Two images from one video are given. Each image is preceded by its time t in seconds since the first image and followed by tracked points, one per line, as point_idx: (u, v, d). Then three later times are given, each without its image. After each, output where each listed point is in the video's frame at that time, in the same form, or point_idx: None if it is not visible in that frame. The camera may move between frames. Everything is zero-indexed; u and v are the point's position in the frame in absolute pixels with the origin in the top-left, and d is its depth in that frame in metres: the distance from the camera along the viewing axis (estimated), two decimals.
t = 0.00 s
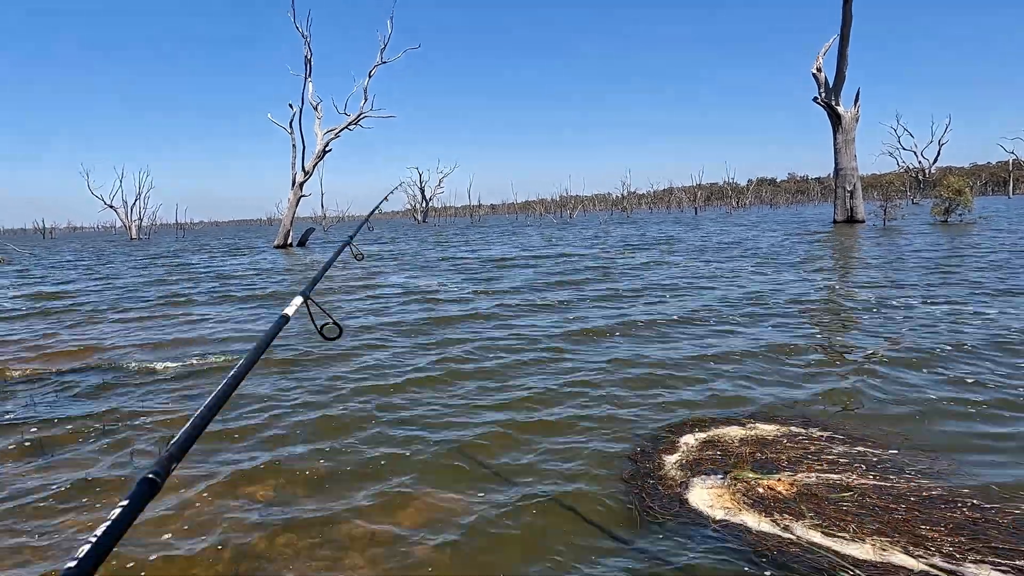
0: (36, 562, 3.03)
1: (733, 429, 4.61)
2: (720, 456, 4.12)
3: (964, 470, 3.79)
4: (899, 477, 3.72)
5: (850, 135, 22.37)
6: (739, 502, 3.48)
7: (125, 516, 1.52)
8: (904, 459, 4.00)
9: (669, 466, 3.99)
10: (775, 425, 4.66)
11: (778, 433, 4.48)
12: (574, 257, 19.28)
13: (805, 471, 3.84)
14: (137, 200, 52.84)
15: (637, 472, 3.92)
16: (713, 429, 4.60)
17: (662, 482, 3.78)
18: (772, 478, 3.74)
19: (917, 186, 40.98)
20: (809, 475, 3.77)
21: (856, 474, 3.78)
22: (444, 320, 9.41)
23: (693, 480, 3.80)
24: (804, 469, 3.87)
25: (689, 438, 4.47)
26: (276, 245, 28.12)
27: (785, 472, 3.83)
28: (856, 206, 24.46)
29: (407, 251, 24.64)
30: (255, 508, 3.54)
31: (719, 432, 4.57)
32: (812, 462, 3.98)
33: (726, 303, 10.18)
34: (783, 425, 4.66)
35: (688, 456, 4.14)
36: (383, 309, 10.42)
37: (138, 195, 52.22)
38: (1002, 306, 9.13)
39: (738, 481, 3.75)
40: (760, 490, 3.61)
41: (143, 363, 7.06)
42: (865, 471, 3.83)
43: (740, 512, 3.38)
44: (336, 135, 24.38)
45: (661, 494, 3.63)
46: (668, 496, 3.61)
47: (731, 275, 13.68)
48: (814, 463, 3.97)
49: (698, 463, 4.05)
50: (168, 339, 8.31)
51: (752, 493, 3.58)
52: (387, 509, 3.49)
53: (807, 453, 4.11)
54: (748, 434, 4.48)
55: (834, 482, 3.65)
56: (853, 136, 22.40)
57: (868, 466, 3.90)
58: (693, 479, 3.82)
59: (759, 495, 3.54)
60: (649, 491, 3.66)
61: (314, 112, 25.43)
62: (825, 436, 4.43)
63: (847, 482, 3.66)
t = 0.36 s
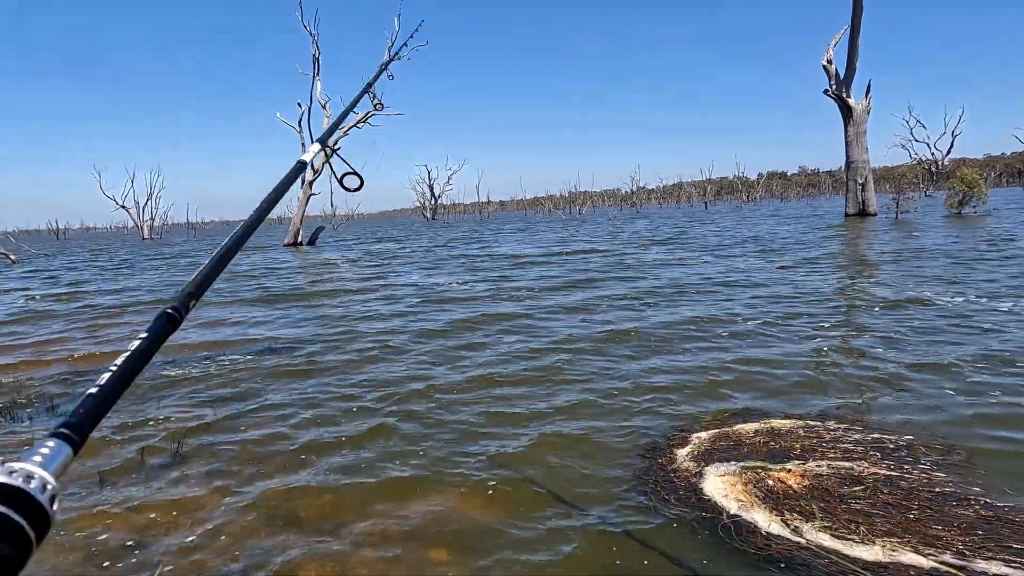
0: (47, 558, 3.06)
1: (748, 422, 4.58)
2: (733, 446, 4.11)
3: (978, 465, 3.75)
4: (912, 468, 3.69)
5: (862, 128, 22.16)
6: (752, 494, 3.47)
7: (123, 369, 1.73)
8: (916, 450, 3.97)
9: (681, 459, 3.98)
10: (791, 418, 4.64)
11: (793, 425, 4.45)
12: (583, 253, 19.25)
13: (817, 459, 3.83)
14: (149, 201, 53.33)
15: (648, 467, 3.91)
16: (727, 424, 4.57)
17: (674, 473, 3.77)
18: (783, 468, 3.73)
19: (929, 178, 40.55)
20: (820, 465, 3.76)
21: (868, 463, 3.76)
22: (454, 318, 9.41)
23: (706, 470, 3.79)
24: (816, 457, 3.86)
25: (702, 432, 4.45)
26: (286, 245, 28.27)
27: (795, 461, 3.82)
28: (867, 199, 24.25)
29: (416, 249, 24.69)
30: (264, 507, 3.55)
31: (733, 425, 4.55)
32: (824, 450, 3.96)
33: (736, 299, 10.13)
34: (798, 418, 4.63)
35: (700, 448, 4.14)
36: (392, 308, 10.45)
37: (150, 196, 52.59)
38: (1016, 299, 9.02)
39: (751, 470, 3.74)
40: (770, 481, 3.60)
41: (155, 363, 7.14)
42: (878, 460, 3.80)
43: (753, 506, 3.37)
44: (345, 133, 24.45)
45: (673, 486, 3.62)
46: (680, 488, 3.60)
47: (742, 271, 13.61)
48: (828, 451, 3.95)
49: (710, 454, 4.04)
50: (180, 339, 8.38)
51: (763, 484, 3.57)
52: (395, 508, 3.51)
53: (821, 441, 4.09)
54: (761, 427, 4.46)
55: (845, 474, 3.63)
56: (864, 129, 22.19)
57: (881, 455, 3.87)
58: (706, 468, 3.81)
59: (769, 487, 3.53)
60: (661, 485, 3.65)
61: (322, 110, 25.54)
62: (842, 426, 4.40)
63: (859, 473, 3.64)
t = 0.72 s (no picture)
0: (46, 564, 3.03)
1: (753, 431, 4.54)
2: (739, 454, 4.07)
3: (991, 464, 3.70)
4: (924, 467, 3.65)
5: (868, 126, 22.05)
6: (761, 494, 3.45)
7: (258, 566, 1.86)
8: (926, 452, 3.93)
9: (687, 465, 3.95)
10: (794, 427, 4.59)
11: (798, 434, 4.40)
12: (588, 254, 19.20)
13: (826, 463, 3.80)
14: (156, 204, 53.54)
15: (654, 472, 3.88)
16: (732, 431, 4.53)
17: (679, 480, 3.74)
18: (791, 470, 3.71)
19: (937, 176, 40.31)
20: (829, 467, 3.73)
21: (879, 465, 3.72)
22: (459, 320, 9.39)
23: (712, 476, 3.76)
24: (824, 461, 3.83)
25: (706, 440, 4.40)
26: (292, 247, 28.34)
27: (804, 465, 3.79)
28: (874, 198, 24.12)
29: (422, 250, 24.68)
30: (267, 513, 3.52)
31: (737, 432, 4.50)
32: (832, 456, 3.93)
33: (742, 299, 10.09)
34: (802, 426, 4.57)
35: (704, 456, 4.10)
36: (398, 310, 10.44)
37: (156, 198, 52.77)
38: None
39: (759, 473, 3.71)
40: (777, 481, 3.58)
41: (162, 365, 7.16)
42: (888, 462, 3.77)
43: (762, 503, 3.35)
44: (350, 135, 24.48)
45: (679, 492, 3.59)
46: (686, 493, 3.57)
47: (748, 270, 13.56)
48: (836, 456, 3.91)
49: (717, 460, 4.00)
50: (186, 342, 8.40)
51: (771, 485, 3.55)
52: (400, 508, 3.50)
53: (829, 448, 4.06)
54: (767, 434, 4.42)
55: (854, 473, 3.60)
56: (871, 127, 22.07)
57: (891, 458, 3.84)
58: (712, 475, 3.78)
59: (778, 487, 3.51)
60: (666, 491, 3.62)
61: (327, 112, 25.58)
62: (849, 433, 4.35)
63: (869, 472, 3.61)
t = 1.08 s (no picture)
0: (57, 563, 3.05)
1: (762, 428, 4.51)
2: (746, 453, 4.05)
3: (1002, 465, 3.66)
4: (935, 475, 3.60)
5: (879, 126, 21.89)
6: (765, 500, 3.42)
7: None
8: (935, 456, 3.89)
9: (695, 462, 3.94)
10: (803, 422, 4.60)
11: (807, 432, 4.38)
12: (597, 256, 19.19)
13: (836, 468, 3.76)
14: (168, 208, 54.05)
15: (661, 469, 3.88)
16: (740, 428, 4.52)
17: (687, 477, 3.73)
18: (801, 476, 3.67)
19: (950, 176, 39.91)
20: (838, 473, 3.69)
21: (888, 472, 3.68)
22: (467, 323, 9.41)
23: (720, 476, 3.74)
24: (834, 466, 3.79)
25: (715, 437, 4.39)
26: (302, 250, 28.51)
27: (813, 470, 3.75)
28: (886, 198, 23.94)
29: (431, 253, 24.77)
30: (278, 509, 3.56)
31: (747, 430, 4.49)
32: (841, 458, 3.89)
33: (752, 301, 10.06)
34: (812, 424, 4.55)
35: (714, 453, 4.08)
36: (407, 312, 10.49)
37: (169, 203, 53.15)
38: None
39: (766, 477, 3.68)
40: (788, 487, 3.54)
41: (174, 368, 7.23)
42: (898, 468, 3.72)
43: (766, 511, 3.31)
44: (359, 139, 24.61)
45: (686, 490, 3.58)
46: (694, 492, 3.56)
47: (759, 272, 13.50)
48: (845, 460, 3.87)
49: (725, 458, 3.98)
50: (198, 346, 8.48)
51: (780, 490, 3.51)
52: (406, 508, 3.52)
53: (837, 450, 4.02)
54: (775, 432, 4.40)
55: (864, 481, 3.56)
56: (882, 128, 21.91)
57: (901, 464, 3.79)
58: (720, 474, 3.76)
59: (787, 493, 3.47)
60: (673, 488, 3.60)
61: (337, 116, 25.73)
62: (858, 434, 4.32)
63: (879, 480, 3.57)
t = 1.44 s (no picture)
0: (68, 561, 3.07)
1: (769, 426, 4.51)
2: (754, 449, 4.05)
3: (1011, 466, 3.65)
4: (943, 471, 3.59)
5: (886, 125, 21.78)
6: (778, 493, 3.43)
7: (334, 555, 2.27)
8: (943, 452, 3.88)
9: (702, 462, 3.94)
10: (811, 421, 4.58)
11: (815, 428, 4.37)
12: (603, 255, 19.17)
13: (843, 461, 3.76)
14: (174, 208, 54.22)
15: (669, 470, 3.88)
16: (748, 426, 4.51)
17: (695, 477, 3.73)
18: (808, 469, 3.68)
19: (957, 174, 39.68)
20: (846, 466, 3.69)
21: (896, 466, 3.68)
22: (473, 323, 9.41)
23: (728, 473, 3.74)
24: (841, 459, 3.80)
25: (722, 435, 4.38)
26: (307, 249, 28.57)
27: (821, 464, 3.75)
28: (893, 197, 23.82)
29: (436, 253, 24.77)
30: (289, 507, 3.58)
31: (754, 428, 4.48)
32: (849, 453, 3.89)
33: (758, 300, 10.03)
34: (820, 422, 4.54)
35: (720, 452, 4.08)
36: (413, 312, 10.51)
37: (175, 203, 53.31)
38: None
39: (775, 471, 3.68)
40: (796, 482, 3.55)
41: (181, 367, 7.26)
42: (906, 462, 3.72)
43: (779, 504, 3.33)
44: (365, 139, 24.63)
45: (694, 489, 3.58)
46: (702, 491, 3.56)
47: (765, 271, 13.46)
48: (852, 454, 3.87)
49: (732, 456, 3.98)
50: (205, 345, 8.52)
51: (789, 485, 3.52)
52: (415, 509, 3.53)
53: (846, 445, 4.02)
54: (783, 429, 4.40)
55: (872, 476, 3.56)
56: (889, 126, 21.80)
57: (908, 458, 3.79)
58: (728, 471, 3.76)
59: (795, 487, 3.48)
60: (682, 489, 3.61)
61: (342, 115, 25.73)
62: (866, 429, 4.32)
63: (886, 474, 3.57)
